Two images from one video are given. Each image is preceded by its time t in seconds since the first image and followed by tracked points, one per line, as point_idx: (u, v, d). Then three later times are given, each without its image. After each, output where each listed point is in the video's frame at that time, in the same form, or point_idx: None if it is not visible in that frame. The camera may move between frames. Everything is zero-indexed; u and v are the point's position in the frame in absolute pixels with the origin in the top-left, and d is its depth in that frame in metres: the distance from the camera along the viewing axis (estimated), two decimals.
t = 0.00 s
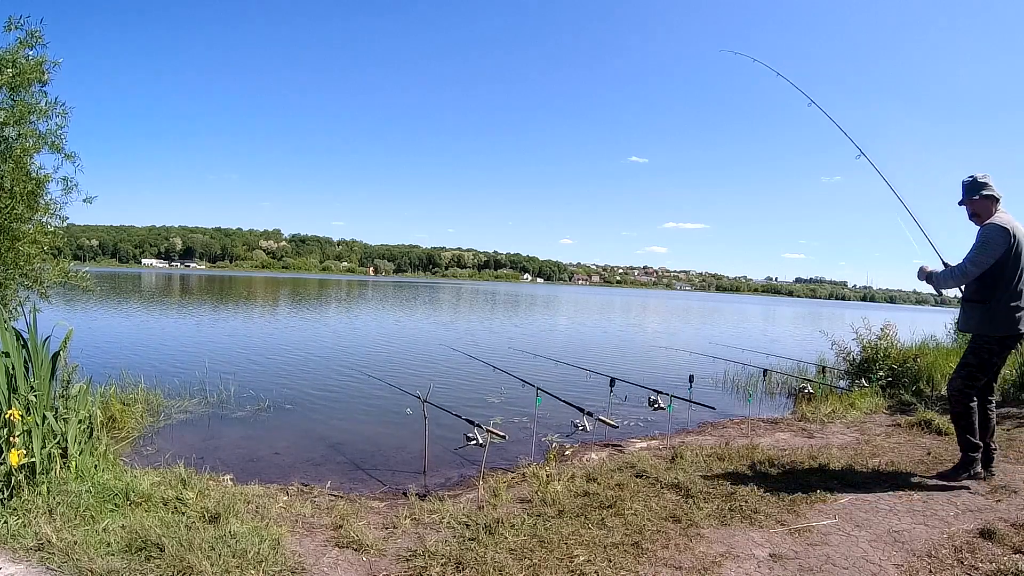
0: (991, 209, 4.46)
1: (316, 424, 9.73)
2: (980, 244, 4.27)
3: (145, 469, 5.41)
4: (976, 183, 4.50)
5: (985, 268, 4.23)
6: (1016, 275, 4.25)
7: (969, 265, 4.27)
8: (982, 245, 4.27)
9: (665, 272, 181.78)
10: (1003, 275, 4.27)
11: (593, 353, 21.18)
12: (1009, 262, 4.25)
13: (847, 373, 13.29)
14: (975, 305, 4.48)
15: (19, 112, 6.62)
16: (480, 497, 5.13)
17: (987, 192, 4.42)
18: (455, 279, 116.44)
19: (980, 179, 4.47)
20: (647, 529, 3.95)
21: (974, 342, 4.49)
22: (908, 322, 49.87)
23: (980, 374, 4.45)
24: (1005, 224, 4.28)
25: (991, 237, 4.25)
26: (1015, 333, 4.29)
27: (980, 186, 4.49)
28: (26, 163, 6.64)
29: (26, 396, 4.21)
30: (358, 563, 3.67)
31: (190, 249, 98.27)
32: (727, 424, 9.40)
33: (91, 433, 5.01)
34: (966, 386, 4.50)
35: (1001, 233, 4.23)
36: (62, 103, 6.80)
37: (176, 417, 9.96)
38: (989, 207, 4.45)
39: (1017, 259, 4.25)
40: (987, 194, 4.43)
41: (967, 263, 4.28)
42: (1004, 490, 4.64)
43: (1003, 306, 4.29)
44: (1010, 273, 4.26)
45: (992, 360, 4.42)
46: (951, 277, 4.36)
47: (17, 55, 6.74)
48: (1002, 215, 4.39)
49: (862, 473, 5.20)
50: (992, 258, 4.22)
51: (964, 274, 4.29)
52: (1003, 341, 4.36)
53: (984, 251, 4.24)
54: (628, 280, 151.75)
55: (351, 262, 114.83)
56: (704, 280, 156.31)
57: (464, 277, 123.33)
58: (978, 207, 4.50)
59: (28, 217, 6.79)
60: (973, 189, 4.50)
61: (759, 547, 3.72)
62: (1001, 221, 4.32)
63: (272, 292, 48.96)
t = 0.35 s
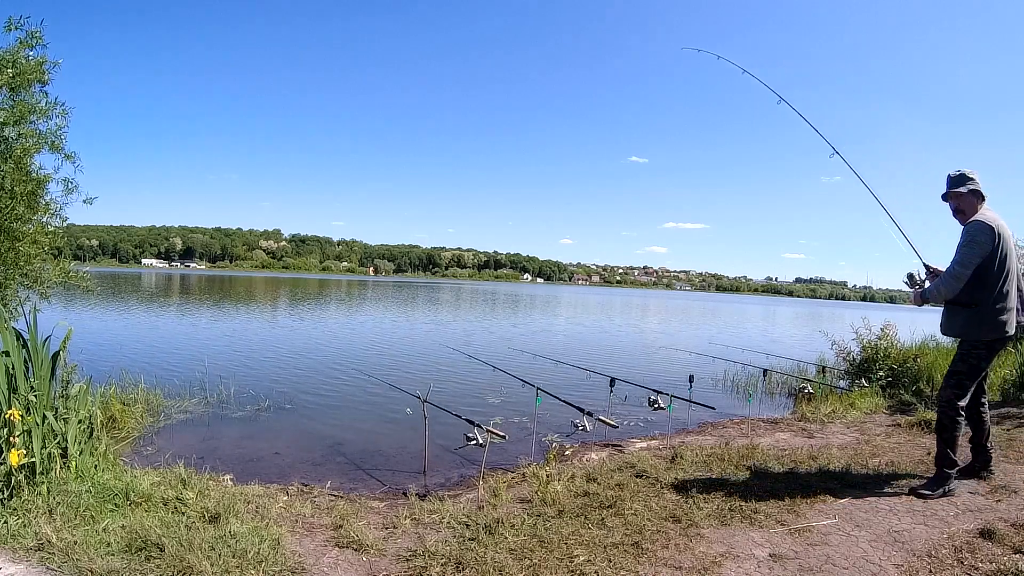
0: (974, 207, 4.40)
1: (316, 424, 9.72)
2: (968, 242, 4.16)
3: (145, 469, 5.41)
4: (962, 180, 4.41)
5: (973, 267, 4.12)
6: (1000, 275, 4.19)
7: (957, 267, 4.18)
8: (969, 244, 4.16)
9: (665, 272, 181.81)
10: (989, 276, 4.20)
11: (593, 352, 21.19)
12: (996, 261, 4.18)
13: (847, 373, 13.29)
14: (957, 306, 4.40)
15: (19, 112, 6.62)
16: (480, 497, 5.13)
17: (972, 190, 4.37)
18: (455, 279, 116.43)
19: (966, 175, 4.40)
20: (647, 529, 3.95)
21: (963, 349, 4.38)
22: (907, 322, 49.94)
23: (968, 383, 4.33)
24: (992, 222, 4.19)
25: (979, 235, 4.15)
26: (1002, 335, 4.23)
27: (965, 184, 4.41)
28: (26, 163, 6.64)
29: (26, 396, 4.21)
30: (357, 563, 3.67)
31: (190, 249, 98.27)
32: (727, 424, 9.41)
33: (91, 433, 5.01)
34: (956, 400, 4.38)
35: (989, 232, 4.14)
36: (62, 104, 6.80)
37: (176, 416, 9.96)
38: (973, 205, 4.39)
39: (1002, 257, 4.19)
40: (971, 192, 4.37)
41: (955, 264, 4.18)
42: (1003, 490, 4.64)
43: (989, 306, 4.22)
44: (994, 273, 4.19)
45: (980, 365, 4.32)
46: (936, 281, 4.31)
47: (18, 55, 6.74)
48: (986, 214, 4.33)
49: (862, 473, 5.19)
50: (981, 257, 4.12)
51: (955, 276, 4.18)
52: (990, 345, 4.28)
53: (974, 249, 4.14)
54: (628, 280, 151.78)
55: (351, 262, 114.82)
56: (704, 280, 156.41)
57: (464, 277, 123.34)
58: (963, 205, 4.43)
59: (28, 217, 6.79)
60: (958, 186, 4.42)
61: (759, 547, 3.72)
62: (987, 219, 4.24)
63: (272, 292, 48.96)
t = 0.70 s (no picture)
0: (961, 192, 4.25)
1: (316, 424, 9.73)
2: (948, 229, 4.02)
3: (145, 469, 5.41)
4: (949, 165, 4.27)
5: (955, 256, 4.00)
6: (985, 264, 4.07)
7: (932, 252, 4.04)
8: (951, 231, 4.02)
9: (665, 272, 181.82)
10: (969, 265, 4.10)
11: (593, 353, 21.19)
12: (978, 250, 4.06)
13: (847, 373, 13.29)
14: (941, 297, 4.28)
15: (19, 112, 6.62)
16: (480, 497, 5.13)
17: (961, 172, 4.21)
18: (455, 279, 116.44)
19: (954, 156, 4.24)
20: (647, 529, 3.95)
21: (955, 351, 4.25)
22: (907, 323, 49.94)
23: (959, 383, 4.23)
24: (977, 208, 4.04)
25: (961, 222, 4.01)
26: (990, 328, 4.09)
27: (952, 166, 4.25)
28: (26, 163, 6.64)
29: (26, 396, 4.21)
30: (357, 563, 3.67)
31: (190, 249, 98.29)
32: (727, 424, 9.41)
33: (91, 433, 5.01)
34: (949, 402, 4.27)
35: (973, 218, 3.99)
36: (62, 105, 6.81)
37: (175, 417, 9.97)
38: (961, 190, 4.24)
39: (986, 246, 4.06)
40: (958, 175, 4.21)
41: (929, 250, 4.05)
42: (1004, 490, 4.64)
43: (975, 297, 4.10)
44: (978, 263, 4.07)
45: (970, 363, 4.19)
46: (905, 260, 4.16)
47: (18, 55, 6.75)
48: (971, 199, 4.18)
49: (862, 473, 5.20)
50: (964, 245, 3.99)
51: (926, 259, 4.04)
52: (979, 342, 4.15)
53: (956, 237, 3.99)
54: (627, 280, 151.82)
55: (351, 262, 114.85)
56: (703, 281, 156.43)
57: (464, 277, 123.37)
58: (949, 188, 4.28)
59: (29, 217, 6.79)
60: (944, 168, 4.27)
61: (759, 547, 3.73)
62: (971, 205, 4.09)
63: (272, 292, 48.98)
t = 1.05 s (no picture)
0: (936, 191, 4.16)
1: (316, 424, 9.73)
2: (922, 228, 3.95)
3: (145, 469, 5.41)
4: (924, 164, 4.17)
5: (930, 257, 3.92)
6: (960, 268, 3.98)
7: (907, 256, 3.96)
8: (925, 231, 3.93)
9: (665, 272, 181.83)
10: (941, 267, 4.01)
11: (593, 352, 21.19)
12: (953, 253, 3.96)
13: (847, 373, 13.29)
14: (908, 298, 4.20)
15: (19, 112, 6.62)
16: (480, 497, 5.13)
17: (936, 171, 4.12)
18: (455, 279, 116.44)
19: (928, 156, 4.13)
20: (647, 529, 3.95)
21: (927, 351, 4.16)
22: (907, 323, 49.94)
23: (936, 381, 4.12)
24: (952, 208, 3.97)
25: (937, 220, 3.92)
26: (962, 334, 4.00)
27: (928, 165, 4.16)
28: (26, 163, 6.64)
29: (26, 396, 4.21)
30: (358, 563, 3.67)
31: (190, 249, 98.27)
32: (727, 424, 9.41)
33: (91, 433, 5.01)
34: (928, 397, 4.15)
35: (947, 218, 3.92)
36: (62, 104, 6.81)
37: (175, 416, 9.97)
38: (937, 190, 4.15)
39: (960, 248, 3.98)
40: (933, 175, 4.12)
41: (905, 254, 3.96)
42: (1004, 490, 4.64)
43: (947, 301, 4.01)
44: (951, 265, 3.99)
45: (942, 363, 4.08)
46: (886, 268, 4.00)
47: (18, 56, 6.75)
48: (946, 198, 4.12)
49: (861, 473, 5.20)
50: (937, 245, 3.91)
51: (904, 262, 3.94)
52: (953, 346, 4.06)
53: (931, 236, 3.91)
54: (627, 280, 151.85)
55: (351, 262, 114.79)
56: (703, 281, 156.39)
57: (464, 277, 123.40)
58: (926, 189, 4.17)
59: (28, 217, 6.79)
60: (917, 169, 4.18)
61: (759, 547, 3.72)
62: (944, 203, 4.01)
63: (272, 292, 48.97)
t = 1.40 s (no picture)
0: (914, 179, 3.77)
1: (316, 424, 9.73)
2: (889, 216, 3.59)
3: (145, 469, 5.41)
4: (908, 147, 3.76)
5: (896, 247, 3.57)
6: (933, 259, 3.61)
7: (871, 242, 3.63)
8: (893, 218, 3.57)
9: (665, 272, 181.91)
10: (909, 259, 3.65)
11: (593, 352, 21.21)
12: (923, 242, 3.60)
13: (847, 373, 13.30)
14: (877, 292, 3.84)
15: (19, 112, 6.61)
16: (480, 497, 5.13)
17: (919, 156, 3.74)
18: (455, 279, 116.46)
19: (911, 138, 3.74)
20: (647, 529, 3.95)
21: (889, 349, 3.82)
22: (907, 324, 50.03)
23: (896, 389, 3.74)
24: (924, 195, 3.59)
25: (906, 208, 3.56)
26: (933, 333, 3.63)
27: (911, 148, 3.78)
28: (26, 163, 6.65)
29: (26, 396, 4.21)
30: (357, 563, 3.67)
31: (190, 249, 98.28)
32: (727, 424, 9.41)
33: (91, 433, 5.01)
34: (882, 410, 3.77)
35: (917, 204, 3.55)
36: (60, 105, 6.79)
37: (175, 416, 9.97)
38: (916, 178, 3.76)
39: (935, 238, 3.61)
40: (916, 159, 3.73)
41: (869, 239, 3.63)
42: (1004, 490, 4.64)
43: (917, 296, 3.64)
44: (924, 256, 3.62)
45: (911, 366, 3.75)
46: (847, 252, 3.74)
47: (18, 56, 6.76)
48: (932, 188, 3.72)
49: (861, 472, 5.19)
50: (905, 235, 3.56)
51: (865, 250, 3.62)
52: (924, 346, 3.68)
53: (900, 225, 3.54)
54: (627, 280, 151.93)
55: (351, 262, 114.83)
56: (703, 281, 156.59)
57: (464, 277, 123.48)
58: (898, 175, 3.82)
59: (28, 217, 6.79)
60: (896, 151, 3.80)
61: (759, 547, 3.72)
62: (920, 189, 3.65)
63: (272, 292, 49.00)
